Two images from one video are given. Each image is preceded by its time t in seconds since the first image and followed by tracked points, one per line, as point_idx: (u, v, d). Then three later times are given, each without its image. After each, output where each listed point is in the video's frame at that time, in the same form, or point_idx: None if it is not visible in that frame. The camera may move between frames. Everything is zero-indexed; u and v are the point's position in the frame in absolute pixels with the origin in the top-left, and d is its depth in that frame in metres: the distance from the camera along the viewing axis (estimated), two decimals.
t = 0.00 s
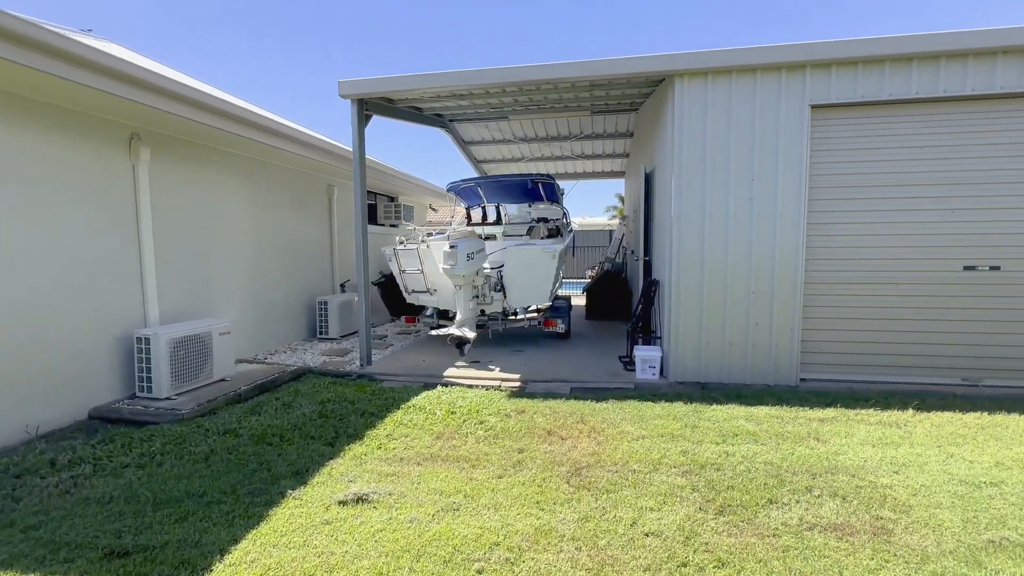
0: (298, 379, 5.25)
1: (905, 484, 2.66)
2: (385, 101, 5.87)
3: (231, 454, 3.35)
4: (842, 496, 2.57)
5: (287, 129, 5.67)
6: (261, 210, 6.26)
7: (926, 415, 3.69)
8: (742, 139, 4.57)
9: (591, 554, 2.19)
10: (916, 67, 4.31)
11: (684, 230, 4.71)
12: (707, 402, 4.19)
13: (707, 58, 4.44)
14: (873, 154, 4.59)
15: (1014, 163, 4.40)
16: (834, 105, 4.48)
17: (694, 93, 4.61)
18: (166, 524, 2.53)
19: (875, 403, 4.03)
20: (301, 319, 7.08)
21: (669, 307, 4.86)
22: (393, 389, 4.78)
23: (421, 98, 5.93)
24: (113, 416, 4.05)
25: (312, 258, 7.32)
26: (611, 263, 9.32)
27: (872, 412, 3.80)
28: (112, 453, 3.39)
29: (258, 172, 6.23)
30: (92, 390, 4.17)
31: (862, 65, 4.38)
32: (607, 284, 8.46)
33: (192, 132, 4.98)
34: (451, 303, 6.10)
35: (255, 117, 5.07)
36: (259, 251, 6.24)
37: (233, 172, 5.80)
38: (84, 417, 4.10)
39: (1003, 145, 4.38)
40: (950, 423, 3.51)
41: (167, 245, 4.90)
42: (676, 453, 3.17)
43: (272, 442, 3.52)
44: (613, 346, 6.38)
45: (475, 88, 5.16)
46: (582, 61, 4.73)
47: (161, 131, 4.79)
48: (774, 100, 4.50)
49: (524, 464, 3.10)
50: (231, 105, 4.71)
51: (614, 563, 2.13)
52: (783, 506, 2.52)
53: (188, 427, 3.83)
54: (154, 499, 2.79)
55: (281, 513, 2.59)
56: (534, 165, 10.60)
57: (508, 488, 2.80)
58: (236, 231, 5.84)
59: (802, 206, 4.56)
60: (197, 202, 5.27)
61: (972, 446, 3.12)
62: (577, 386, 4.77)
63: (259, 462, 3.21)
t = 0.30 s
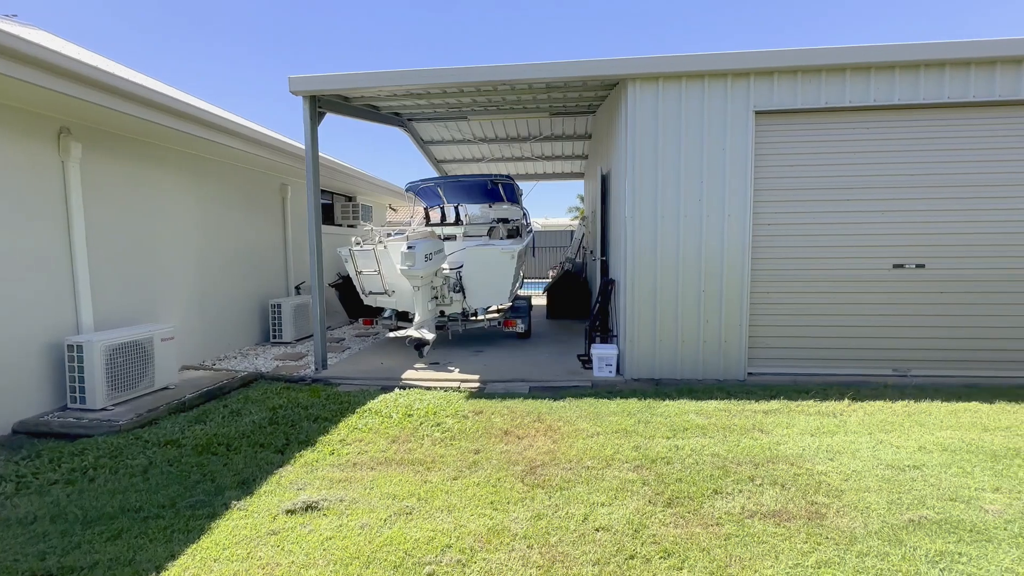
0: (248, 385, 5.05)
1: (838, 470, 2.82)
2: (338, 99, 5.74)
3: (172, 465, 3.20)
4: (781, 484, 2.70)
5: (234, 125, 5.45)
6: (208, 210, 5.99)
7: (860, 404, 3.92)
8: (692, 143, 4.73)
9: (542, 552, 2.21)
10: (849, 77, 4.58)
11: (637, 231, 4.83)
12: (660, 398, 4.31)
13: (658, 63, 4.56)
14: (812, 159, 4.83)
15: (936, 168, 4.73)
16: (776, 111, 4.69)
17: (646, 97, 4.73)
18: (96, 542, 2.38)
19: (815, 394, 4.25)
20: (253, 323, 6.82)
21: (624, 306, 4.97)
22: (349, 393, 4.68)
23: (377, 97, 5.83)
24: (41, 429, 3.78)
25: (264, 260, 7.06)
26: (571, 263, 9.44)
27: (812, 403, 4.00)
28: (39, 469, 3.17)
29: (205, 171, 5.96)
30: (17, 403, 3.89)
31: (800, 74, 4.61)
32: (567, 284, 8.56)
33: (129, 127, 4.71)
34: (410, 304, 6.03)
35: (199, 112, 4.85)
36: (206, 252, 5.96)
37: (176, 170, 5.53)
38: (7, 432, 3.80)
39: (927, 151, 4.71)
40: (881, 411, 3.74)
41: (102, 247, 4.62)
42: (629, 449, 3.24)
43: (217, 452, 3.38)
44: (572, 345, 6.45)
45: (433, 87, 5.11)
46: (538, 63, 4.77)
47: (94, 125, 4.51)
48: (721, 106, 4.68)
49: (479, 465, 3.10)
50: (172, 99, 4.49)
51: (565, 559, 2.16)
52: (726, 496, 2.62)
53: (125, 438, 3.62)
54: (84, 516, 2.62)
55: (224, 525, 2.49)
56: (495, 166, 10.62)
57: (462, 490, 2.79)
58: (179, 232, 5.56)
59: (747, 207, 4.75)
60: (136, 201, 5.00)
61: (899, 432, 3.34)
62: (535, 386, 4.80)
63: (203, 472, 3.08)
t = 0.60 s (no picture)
0: (196, 394, 4.85)
1: (778, 462, 2.95)
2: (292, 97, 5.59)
3: (107, 480, 3.03)
4: (724, 477, 2.80)
5: (179, 121, 5.23)
6: (151, 211, 5.72)
7: (802, 398, 4.11)
8: (645, 147, 4.85)
9: (492, 554, 2.22)
10: (791, 86, 4.80)
11: (593, 232, 4.91)
12: (616, 397, 4.39)
13: (613, 68, 4.65)
14: (758, 164, 5.03)
15: (871, 173, 5.01)
16: (725, 117, 4.87)
17: (601, 101, 4.82)
18: (18, 566, 2.23)
19: (762, 390, 4.43)
20: (202, 329, 6.54)
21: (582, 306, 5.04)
22: (303, 400, 4.56)
23: (332, 96, 5.72)
24: None
25: (214, 263, 6.78)
26: (533, 264, 9.51)
27: (759, 398, 4.17)
28: None
29: (148, 170, 5.68)
30: None
31: (746, 82, 4.80)
32: (529, 284, 8.62)
33: (61, 123, 4.44)
34: (368, 307, 5.94)
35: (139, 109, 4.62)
36: (149, 256, 5.69)
37: (115, 169, 5.25)
38: None
39: (863, 157, 4.99)
40: (821, 404, 3.94)
41: (31, 250, 4.34)
42: (583, 448, 3.29)
43: (158, 465, 3.22)
44: (533, 346, 6.50)
45: (390, 87, 5.06)
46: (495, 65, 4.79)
47: (21, 120, 4.23)
48: (672, 112, 4.82)
49: (433, 469, 3.08)
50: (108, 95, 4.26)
51: (514, 560, 2.18)
52: (673, 491, 2.70)
53: (56, 454, 3.41)
54: (5, 539, 2.45)
55: (160, 542, 2.38)
56: (457, 167, 10.58)
57: (414, 495, 2.76)
58: (119, 234, 5.28)
59: (698, 210, 4.91)
60: (69, 202, 4.72)
61: (836, 423, 3.53)
62: (494, 387, 4.81)
63: (140, 487, 2.93)
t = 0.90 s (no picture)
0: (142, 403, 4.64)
1: (725, 457, 3.05)
2: (246, 95, 5.43)
3: (37, 497, 2.87)
4: (674, 474, 2.88)
5: (123, 118, 5.01)
6: (95, 212, 5.44)
7: (753, 394, 4.26)
8: (603, 150, 4.92)
9: (440, 559, 2.21)
10: (742, 93, 4.97)
11: (553, 234, 4.96)
12: (575, 397, 4.44)
13: (570, 71, 4.71)
14: (712, 167, 5.18)
15: (816, 177, 5.23)
16: (679, 122, 5.00)
17: (561, 105, 4.87)
18: None
19: (716, 387, 4.56)
20: (150, 335, 6.26)
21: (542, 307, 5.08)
22: (257, 406, 4.43)
23: (288, 94, 5.58)
24: None
25: (164, 266, 6.51)
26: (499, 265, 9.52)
27: (712, 395, 4.29)
28: None
29: (92, 168, 5.40)
30: None
31: (699, 88, 4.94)
32: (495, 285, 8.62)
33: None
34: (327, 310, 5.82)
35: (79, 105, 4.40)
36: (92, 259, 5.41)
37: (55, 167, 4.97)
38: None
39: (809, 162, 5.20)
40: (770, 400, 4.09)
41: None
42: (539, 449, 3.32)
43: (95, 479, 3.07)
44: (497, 347, 6.50)
45: (348, 87, 4.98)
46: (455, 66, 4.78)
47: None
48: (629, 117, 4.92)
49: (387, 474, 3.04)
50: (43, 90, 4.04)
51: (462, 563, 2.18)
52: (624, 488, 2.75)
53: None
54: None
55: (92, 561, 2.26)
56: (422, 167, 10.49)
57: (366, 501, 2.72)
58: (59, 235, 5.01)
59: (654, 213, 5.02)
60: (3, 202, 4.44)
61: (782, 418, 3.67)
62: (455, 389, 4.79)
63: (74, 503, 2.79)
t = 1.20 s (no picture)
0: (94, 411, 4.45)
1: (685, 454, 3.11)
2: (206, 92, 5.28)
3: None
4: (634, 471, 2.92)
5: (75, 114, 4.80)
6: (47, 212, 5.20)
7: (715, 392, 4.36)
8: (571, 153, 4.97)
9: (398, 563, 2.19)
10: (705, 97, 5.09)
11: (521, 235, 4.97)
12: (543, 397, 4.46)
13: (537, 74, 4.75)
14: (677, 170, 5.28)
15: (776, 181, 5.39)
16: (644, 125, 5.08)
17: (529, 107, 4.89)
18: None
19: (680, 385, 4.65)
20: (104, 340, 6.01)
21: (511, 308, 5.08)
22: (217, 412, 4.30)
23: (252, 92, 5.46)
24: None
25: (120, 268, 6.26)
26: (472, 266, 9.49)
27: (676, 393, 4.37)
28: None
29: (43, 166, 5.15)
30: None
31: (663, 92, 5.04)
32: (467, 285, 8.60)
33: None
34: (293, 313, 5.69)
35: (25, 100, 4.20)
36: (43, 261, 5.16)
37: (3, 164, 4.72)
38: None
39: (769, 166, 5.36)
40: (731, 397, 4.19)
41: None
42: (504, 450, 3.32)
43: (38, 492, 2.93)
44: (468, 349, 6.48)
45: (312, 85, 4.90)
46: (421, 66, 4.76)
47: None
48: (596, 120, 4.97)
49: (349, 479, 2.99)
50: None
51: (420, 567, 2.16)
52: (585, 487, 2.78)
53: None
54: None
55: None
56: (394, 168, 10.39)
57: (325, 507, 2.68)
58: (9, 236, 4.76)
59: (621, 215, 5.09)
60: None
61: (741, 415, 3.76)
62: (423, 392, 4.75)
63: (13, 517, 2.65)
